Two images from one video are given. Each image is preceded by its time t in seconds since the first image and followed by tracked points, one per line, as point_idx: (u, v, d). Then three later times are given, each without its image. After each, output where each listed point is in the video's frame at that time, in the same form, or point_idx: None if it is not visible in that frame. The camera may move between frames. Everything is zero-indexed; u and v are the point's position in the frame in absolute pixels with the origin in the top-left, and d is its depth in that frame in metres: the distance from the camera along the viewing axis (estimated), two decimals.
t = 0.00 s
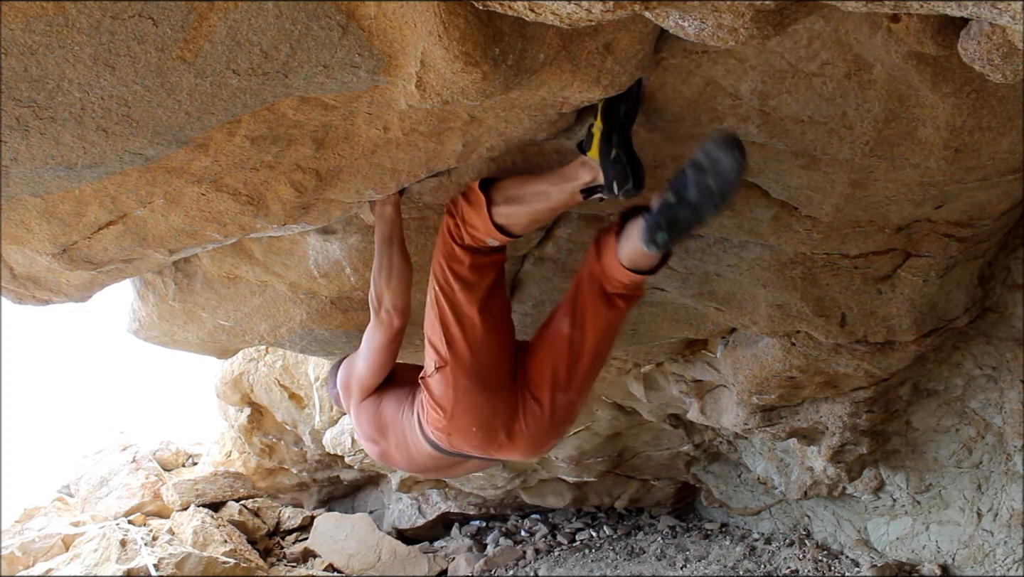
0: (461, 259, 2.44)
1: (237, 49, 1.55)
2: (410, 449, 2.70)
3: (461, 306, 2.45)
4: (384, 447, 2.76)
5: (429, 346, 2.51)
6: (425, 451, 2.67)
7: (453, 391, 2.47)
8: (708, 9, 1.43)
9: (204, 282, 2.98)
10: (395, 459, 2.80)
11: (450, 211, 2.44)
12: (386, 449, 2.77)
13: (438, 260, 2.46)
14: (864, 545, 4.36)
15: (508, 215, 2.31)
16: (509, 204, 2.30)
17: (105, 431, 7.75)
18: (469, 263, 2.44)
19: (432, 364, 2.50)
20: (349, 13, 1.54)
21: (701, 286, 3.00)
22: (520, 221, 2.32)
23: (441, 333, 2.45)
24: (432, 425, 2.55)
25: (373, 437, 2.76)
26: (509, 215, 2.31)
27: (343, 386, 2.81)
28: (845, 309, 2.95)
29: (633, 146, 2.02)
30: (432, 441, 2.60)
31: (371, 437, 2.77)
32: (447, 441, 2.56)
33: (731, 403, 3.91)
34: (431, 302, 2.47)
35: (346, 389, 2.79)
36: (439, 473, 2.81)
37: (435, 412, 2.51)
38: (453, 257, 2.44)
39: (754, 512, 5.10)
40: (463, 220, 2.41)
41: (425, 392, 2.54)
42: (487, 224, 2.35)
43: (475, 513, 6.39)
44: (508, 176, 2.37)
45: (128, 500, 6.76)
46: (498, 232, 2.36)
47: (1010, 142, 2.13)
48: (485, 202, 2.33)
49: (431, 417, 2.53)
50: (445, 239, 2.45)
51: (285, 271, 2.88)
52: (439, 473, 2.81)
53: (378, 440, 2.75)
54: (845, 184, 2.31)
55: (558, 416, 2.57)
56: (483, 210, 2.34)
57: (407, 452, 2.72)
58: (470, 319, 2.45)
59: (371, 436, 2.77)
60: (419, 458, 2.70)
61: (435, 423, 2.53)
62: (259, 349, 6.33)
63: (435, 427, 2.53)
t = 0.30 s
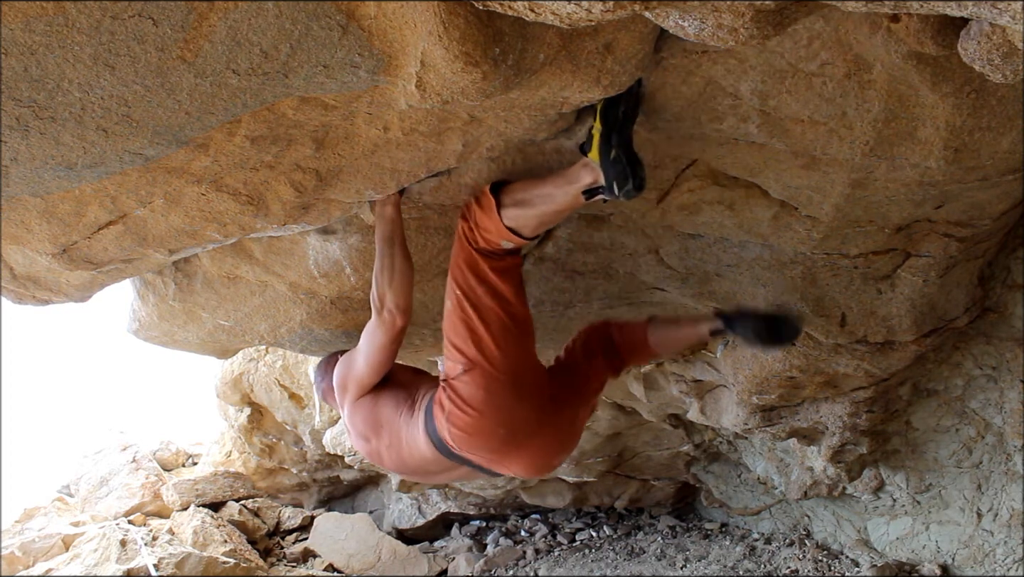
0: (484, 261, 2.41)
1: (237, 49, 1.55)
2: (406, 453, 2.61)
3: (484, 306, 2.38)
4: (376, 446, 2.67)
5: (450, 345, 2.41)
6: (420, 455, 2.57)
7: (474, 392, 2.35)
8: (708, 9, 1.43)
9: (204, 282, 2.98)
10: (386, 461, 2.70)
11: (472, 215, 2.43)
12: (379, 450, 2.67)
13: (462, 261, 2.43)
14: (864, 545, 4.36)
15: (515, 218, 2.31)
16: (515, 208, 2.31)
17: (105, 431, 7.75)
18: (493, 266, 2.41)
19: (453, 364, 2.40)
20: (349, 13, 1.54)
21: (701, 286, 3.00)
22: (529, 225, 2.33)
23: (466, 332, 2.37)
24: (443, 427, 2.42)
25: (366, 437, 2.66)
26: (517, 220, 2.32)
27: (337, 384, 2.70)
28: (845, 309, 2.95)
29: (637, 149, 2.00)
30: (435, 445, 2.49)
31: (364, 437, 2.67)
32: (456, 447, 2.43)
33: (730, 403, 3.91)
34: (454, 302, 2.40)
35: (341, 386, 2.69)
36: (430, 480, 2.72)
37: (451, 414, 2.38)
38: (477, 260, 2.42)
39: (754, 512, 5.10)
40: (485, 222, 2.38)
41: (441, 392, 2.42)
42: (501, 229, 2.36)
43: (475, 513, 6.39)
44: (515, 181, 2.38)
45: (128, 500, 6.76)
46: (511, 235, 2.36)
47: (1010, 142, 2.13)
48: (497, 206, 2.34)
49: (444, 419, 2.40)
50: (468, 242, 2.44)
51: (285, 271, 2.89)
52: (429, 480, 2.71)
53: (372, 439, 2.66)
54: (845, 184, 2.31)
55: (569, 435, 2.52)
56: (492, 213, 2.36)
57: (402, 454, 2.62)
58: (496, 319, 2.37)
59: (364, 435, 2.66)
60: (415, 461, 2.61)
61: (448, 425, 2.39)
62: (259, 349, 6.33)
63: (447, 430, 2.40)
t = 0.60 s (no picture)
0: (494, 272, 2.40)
1: (237, 49, 1.55)
2: (394, 453, 2.64)
3: (496, 320, 2.39)
4: (362, 441, 2.69)
5: (461, 354, 2.43)
6: (410, 457, 2.61)
7: (485, 403, 2.41)
8: (708, 9, 1.43)
9: (204, 282, 2.98)
10: (368, 456, 2.72)
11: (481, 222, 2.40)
12: (365, 445, 2.70)
13: (472, 270, 2.41)
14: (864, 545, 4.36)
15: (521, 226, 2.29)
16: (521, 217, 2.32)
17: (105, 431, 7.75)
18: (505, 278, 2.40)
19: (464, 373, 2.42)
20: (349, 13, 1.54)
21: (701, 286, 3.00)
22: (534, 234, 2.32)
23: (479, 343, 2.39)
24: (447, 433, 2.47)
25: (353, 431, 2.68)
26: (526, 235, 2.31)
27: (332, 376, 2.73)
28: (845, 309, 2.95)
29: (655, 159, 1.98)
30: (433, 449, 2.54)
31: (352, 431, 2.69)
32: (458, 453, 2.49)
33: (730, 403, 3.91)
34: (466, 312, 2.40)
35: (336, 378, 2.71)
36: (410, 480, 2.76)
37: (460, 422, 2.43)
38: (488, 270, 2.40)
39: (754, 512, 5.10)
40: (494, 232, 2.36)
41: (450, 399, 2.45)
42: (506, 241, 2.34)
43: (475, 513, 6.39)
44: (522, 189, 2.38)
45: (128, 500, 6.76)
46: (521, 244, 2.33)
47: (1010, 142, 2.13)
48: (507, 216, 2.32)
49: (451, 425, 2.45)
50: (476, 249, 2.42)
51: (285, 271, 2.89)
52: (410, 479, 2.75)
53: (360, 434, 2.68)
54: (845, 184, 2.31)
55: (562, 446, 2.64)
56: (499, 221, 2.32)
57: (388, 453, 2.65)
58: (507, 332, 2.39)
59: (352, 429, 2.69)
60: (402, 460, 2.64)
61: (454, 431, 2.44)
62: (259, 349, 6.33)
63: (452, 436, 2.45)
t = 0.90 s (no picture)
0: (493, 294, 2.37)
1: (237, 49, 1.55)
2: (398, 455, 2.65)
3: (501, 342, 2.38)
4: (362, 443, 2.68)
5: (467, 378, 2.42)
6: (415, 458, 2.62)
7: (498, 423, 2.41)
8: (708, 9, 1.43)
9: (204, 282, 2.99)
10: (367, 456, 2.72)
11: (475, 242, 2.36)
12: (364, 446, 2.68)
13: (469, 297, 2.38)
14: (864, 545, 4.36)
15: (522, 239, 2.27)
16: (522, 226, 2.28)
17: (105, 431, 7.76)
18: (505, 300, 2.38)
19: (473, 395, 2.42)
20: (349, 13, 1.54)
21: (701, 286, 3.00)
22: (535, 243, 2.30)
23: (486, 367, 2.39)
24: (460, 449, 2.48)
25: (351, 433, 2.66)
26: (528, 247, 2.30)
27: (327, 373, 2.70)
28: (845, 309, 2.95)
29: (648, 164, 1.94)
30: (443, 454, 2.56)
31: (349, 432, 2.67)
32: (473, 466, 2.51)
33: (730, 403, 3.91)
34: (469, 338, 2.38)
35: (330, 376, 2.68)
36: (409, 477, 2.76)
37: (473, 440, 2.44)
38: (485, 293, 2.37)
39: (754, 512, 5.10)
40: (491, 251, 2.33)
41: (461, 419, 2.46)
42: (504, 260, 2.32)
43: (475, 513, 6.40)
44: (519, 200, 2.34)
45: (128, 500, 6.76)
46: (521, 260, 2.31)
47: (1010, 142, 2.13)
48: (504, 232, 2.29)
49: (465, 443, 2.45)
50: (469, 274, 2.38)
51: (285, 271, 2.89)
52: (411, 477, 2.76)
53: (359, 435, 2.66)
54: (845, 184, 2.31)
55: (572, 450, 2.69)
56: (497, 240, 2.30)
57: (392, 456, 2.66)
58: (514, 352, 2.39)
59: (350, 431, 2.66)
60: (407, 462, 2.65)
61: (468, 449, 2.45)
62: (259, 349, 6.33)
63: (466, 453, 2.46)
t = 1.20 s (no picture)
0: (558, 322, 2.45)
1: (237, 49, 1.55)
2: (429, 463, 2.66)
3: (558, 369, 2.46)
4: (387, 450, 2.67)
5: (529, 403, 2.44)
6: (446, 465, 2.64)
7: (560, 444, 2.45)
8: (708, 9, 1.43)
9: (204, 282, 2.99)
10: (390, 461, 2.71)
11: (540, 272, 2.46)
12: (388, 452, 2.68)
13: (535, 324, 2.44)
14: (864, 545, 4.36)
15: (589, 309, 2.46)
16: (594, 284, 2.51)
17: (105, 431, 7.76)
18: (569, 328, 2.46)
19: (534, 417, 2.45)
20: (349, 13, 1.54)
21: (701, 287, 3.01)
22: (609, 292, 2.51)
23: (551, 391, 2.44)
24: (514, 468, 2.49)
25: (374, 440, 2.64)
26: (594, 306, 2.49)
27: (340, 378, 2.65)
28: (845, 309, 2.95)
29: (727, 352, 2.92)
30: (486, 466, 2.58)
31: (371, 439, 2.65)
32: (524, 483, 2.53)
33: (730, 403, 3.91)
34: (536, 363, 2.43)
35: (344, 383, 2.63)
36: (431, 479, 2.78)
37: (532, 460, 2.46)
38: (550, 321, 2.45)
39: (754, 512, 5.10)
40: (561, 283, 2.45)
41: (519, 440, 2.48)
42: (563, 299, 2.44)
43: (475, 513, 6.40)
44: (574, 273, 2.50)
45: (128, 500, 6.77)
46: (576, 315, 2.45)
47: (1010, 142, 2.13)
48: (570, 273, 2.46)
49: (522, 463, 2.47)
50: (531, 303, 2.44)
51: (285, 271, 2.89)
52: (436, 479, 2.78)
53: (383, 443, 2.65)
54: (845, 184, 2.31)
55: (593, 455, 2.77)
56: (549, 291, 2.43)
57: (423, 464, 2.66)
58: (570, 377, 2.48)
59: (373, 439, 2.65)
60: (437, 471, 2.67)
61: (525, 469, 2.47)
62: (259, 349, 6.33)
63: (522, 472, 2.48)
